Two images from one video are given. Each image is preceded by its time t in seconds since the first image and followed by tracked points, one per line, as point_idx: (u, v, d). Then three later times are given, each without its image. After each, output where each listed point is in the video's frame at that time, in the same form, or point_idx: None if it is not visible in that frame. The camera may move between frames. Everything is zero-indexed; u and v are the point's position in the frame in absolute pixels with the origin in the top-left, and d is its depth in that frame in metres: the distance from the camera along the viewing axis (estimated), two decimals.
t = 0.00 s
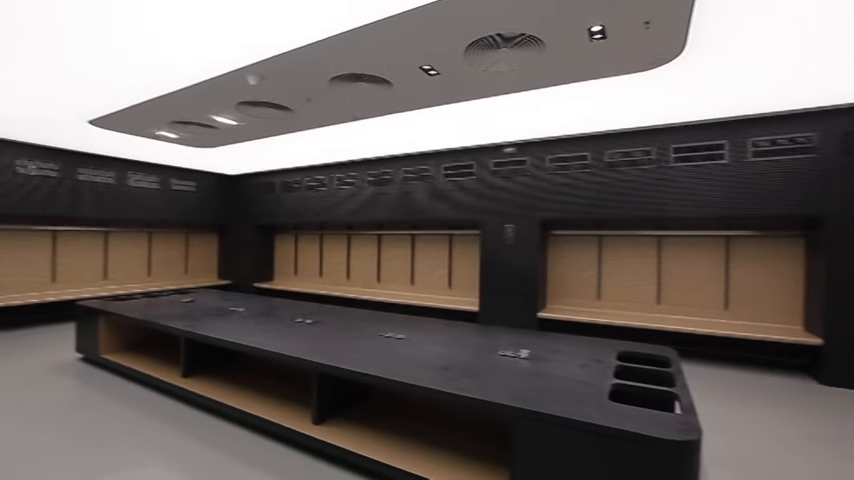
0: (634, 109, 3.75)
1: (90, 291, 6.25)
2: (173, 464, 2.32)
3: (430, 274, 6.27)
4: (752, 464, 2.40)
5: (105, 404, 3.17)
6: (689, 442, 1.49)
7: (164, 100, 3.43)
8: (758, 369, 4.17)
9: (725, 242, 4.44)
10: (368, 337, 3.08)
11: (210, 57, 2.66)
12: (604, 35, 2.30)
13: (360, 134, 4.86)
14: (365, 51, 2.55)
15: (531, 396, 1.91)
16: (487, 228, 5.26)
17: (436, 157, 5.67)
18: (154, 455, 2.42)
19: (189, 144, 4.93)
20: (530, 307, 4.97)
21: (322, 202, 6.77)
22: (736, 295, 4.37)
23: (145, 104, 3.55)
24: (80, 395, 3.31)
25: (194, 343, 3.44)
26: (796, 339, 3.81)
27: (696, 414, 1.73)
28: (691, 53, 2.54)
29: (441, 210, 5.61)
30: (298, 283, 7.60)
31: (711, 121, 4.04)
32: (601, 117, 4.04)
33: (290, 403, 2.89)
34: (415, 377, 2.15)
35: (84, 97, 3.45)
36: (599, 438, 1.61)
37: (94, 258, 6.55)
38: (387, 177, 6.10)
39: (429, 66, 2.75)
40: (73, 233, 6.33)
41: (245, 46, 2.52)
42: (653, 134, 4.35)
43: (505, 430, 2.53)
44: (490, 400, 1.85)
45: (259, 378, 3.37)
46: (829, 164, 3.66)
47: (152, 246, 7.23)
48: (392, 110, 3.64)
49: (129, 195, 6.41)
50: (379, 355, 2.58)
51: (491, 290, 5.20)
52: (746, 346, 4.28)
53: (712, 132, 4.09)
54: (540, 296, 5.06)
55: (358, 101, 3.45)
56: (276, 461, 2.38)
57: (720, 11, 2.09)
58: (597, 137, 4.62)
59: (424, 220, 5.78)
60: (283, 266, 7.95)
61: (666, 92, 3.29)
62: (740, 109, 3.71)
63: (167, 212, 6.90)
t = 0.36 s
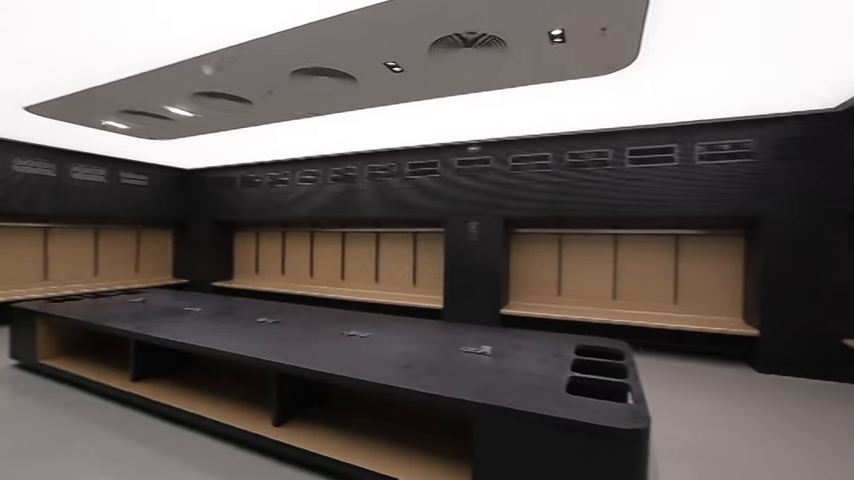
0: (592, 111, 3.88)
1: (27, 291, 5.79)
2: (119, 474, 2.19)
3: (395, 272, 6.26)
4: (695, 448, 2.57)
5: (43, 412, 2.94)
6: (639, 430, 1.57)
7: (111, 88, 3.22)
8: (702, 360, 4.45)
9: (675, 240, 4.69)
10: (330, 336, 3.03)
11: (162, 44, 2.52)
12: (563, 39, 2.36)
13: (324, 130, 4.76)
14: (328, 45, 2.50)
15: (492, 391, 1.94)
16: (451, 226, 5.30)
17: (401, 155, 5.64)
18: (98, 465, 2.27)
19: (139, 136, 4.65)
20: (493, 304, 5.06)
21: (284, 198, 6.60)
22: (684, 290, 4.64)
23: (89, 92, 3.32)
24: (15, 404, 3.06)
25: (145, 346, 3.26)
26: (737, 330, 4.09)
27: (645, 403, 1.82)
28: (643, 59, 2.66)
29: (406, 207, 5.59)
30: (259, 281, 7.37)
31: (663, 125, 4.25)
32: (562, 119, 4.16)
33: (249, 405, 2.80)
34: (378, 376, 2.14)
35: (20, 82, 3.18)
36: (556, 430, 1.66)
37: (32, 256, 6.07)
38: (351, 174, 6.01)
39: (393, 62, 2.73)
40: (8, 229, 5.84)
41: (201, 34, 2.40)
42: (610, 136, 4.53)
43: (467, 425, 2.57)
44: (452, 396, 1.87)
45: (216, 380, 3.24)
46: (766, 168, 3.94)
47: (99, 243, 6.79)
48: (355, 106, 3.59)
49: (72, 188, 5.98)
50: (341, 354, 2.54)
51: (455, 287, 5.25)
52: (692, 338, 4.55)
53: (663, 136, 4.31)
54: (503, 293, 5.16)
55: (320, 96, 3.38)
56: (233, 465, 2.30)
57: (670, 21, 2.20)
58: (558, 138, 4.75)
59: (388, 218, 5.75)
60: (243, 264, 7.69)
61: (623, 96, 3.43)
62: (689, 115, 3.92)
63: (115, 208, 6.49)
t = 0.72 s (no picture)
0: (555, 111, 3.98)
1: None
2: None
3: (361, 270, 6.20)
4: (649, 436, 2.70)
5: None
6: (596, 420, 1.63)
7: (52, 75, 3.00)
8: (656, 351, 4.67)
9: (631, 238, 4.90)
10: (293, 335, 2.96)
11: (109, 29, 2.36)
12: (527, 39, 2.40)
13: (287, 125, 4.63)
14: (289, 38, 2.42)
15: (456, 387, 1.96)
16: (417, 224, 5.30)
17: (367, 151, 5.58)
18: None
19: (85, 127, 4.36)
20: (460, 301, 5.11)
21: (246, 195, 6.38)
22: (640, 285, 4.86)
23: (27, 78, 3.08)
24: None
25: (93, 350, 3.07)
26: (687, 322, 4.33)
27: (603, 394, 1.89)
28: (602, 62, 2.75)
29: (372, 204, 5.54)
30: (220, 281, 7.11)
31: (621, 126, 4.41)
32: (526, 118, 4.23)
33: (207, 409, 2.70)
34: (342, 375, 2.11)
35: None
36: (518, 423, 1.70)
37: None
38: (316, 170, 5.89)
39: (358, 58, 2.69)
40: None
41: (152, 21, 2.27)
42: (571, 136, 4.66)
43: (432, 422, 2.58)
44: (417, 393, 1.87)
45: (172, 385, 3.10)
46: (714, 169, 4.18)
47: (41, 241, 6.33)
48: (319, 101, 3.52)
49: (10, 182, 5.53)
50: (304, 354, 2.49)
51: (422, 284, 5.26)
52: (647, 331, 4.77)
53: (621, 137, 4.48)
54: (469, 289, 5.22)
55: (282, 90, 3.28)
56: (189, 473, 2.20)
57: (627, 26, 2.28)
58: (522, 137, 4.83)
59: (354, 215, 5.68)
60: (202, 263, 7.39)
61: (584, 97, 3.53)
62: (644, 117, 4.10)
63: (60, 203, 6.07)
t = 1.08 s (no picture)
0: (523, 111, 4.04)
1: None
2: None
3: (330, 268, 6.11)
4: (611, 426, 2.80)
5: None
6: (560, 413, 1.67)
7: None
8: (618, 344, 4.85)
9: (596, 235, 5.05)
10: (258, 335, 2.88)
11: (56, 13, 2.21)
12: (494, 38, 2.42)
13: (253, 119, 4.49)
14: (253, 28, 2.35)
15: (424, 384, 1.96)
16: (387, 221, 5.28)
17: (336, 148, 5.49)
18: None
19: (31, 117, 4.08)
20: (430, 298, 5.12)
21: (209, 190, 6.16)
22: (604, 280, 5.02)
23: None
24: None
25: (40, 355, 2.89)
26: (647, 316, 4.51)
27: (567, 386, 1.95)
28: (568, 63, 2.81)
29: (342, 201, 5.47)
30: (182, 280, 6.85)
31: (586, 126, 4.54)
32: (495, 117, 4.28)
33: (167, 413, 2.59)
34: (309, 375, 2.07)
35: None
36: (485, 418, 1.72)
37: None
38: (283, 166, 5.75)
39: (325, 52, 2.64)
40: None
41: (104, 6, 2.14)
42: (539, 135, 4.75)
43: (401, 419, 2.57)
44: (385, 391, 1.87)
45: (128, 389, 2.96)
46: (672, 169, 4.37)
47: None
48: (285, 95, 3.43)
49: None
50: (270, 354, 2.43)
51: (392, 282, 5.24)
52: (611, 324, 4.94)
53: (586, 137, 4.60)
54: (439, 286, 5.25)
55: (246, 82, 3.18)
56: None
57: (591, 29, 2.34)
58: (491, 135, 4.89)
59: (323, 212, 5.59)
60: (163, 262, 7.08)
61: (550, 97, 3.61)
62: (608, 118, 4.23)
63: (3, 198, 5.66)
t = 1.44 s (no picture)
0: (494, 110, 4.09)
1: None
2: None
3: (301, 268, 6.01)
4: (578, 420, 2.89)
5: None
6: (528, 408, 1.70)
7: None
8: (586, 339, 4.99)
9: (565, 233, 5.18)
10: (224, 337, 2.80)
11: None
12: (464, 38, 2.44)
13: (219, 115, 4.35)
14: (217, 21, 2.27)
15: (394, 383, 1.96)
16: (358, 220, 5.23)
17: (307, 145, 5.39)
18: None
19: None
20: (402, 297, 5.12)
21: (173, 188, 5.93)
22: (572, 277, 5.15)
23: None
24: None
25: None
26: (613, 311, 4.66)
27: (535, 381, 1.99)
28: (536, 64, 2.86)
29: (313, 200, 5.38)
30: (144, 282, 6.57)
31: (555, 127, 4.63)
32: (466, 116, 4.31)
33: (127, 422, 2.47)
34: (276, 376, 2.03)
35: None
36: (456, 414, 1.73)
37: None
38: (252, 163, 5.60)
39: (293, 47, 2.58)
40: None
41: None
42: (510, 135, 4.82)
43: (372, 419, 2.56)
44: (354, 392, 1.85)
45: (84, 398, 2.81)
46: (636, 170, 4.53)
47: None
48: (253, 90, 3.34)
49: None
50: (236, 356, 2.36)
51: (364, 281, 5.21)
52: (579, 320, 5.08)
53: (555, 137, 4.70)
54: (412, 285, 5.25)
55: (211, 77, 3.08)
56: None
57: (559, 33, 2.39)
58: (463, 135, 4.92)
59: (294, 211, 5.48)
60: (124, 263, 6.78)
61: (520, 97, 3.66)
62: (575, 119, 4.34)
63: None
